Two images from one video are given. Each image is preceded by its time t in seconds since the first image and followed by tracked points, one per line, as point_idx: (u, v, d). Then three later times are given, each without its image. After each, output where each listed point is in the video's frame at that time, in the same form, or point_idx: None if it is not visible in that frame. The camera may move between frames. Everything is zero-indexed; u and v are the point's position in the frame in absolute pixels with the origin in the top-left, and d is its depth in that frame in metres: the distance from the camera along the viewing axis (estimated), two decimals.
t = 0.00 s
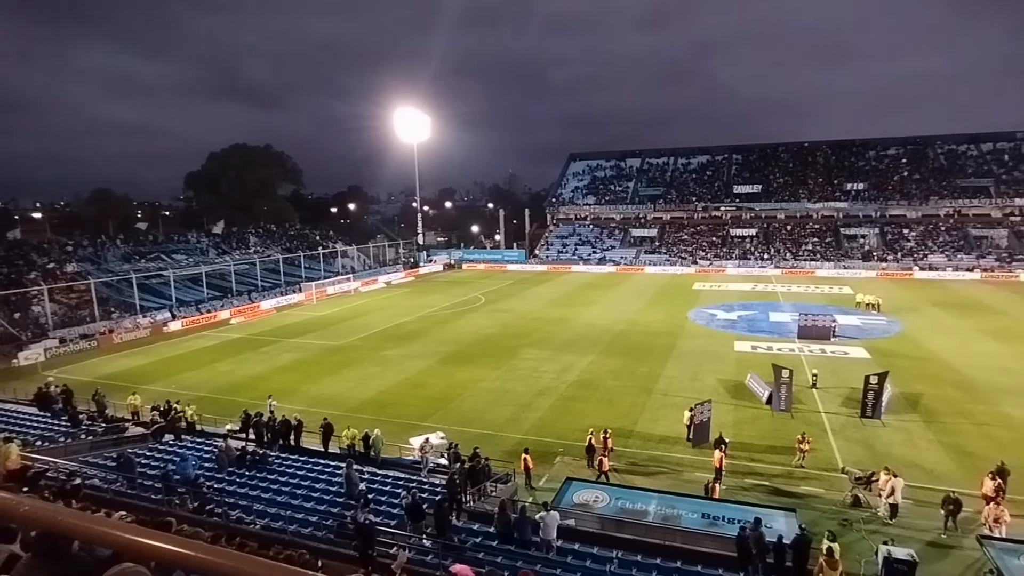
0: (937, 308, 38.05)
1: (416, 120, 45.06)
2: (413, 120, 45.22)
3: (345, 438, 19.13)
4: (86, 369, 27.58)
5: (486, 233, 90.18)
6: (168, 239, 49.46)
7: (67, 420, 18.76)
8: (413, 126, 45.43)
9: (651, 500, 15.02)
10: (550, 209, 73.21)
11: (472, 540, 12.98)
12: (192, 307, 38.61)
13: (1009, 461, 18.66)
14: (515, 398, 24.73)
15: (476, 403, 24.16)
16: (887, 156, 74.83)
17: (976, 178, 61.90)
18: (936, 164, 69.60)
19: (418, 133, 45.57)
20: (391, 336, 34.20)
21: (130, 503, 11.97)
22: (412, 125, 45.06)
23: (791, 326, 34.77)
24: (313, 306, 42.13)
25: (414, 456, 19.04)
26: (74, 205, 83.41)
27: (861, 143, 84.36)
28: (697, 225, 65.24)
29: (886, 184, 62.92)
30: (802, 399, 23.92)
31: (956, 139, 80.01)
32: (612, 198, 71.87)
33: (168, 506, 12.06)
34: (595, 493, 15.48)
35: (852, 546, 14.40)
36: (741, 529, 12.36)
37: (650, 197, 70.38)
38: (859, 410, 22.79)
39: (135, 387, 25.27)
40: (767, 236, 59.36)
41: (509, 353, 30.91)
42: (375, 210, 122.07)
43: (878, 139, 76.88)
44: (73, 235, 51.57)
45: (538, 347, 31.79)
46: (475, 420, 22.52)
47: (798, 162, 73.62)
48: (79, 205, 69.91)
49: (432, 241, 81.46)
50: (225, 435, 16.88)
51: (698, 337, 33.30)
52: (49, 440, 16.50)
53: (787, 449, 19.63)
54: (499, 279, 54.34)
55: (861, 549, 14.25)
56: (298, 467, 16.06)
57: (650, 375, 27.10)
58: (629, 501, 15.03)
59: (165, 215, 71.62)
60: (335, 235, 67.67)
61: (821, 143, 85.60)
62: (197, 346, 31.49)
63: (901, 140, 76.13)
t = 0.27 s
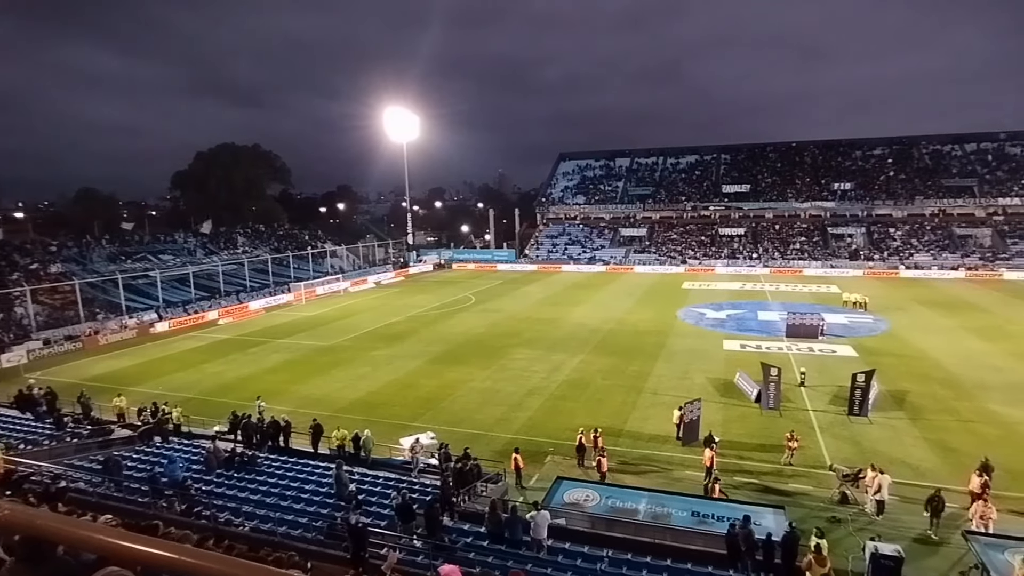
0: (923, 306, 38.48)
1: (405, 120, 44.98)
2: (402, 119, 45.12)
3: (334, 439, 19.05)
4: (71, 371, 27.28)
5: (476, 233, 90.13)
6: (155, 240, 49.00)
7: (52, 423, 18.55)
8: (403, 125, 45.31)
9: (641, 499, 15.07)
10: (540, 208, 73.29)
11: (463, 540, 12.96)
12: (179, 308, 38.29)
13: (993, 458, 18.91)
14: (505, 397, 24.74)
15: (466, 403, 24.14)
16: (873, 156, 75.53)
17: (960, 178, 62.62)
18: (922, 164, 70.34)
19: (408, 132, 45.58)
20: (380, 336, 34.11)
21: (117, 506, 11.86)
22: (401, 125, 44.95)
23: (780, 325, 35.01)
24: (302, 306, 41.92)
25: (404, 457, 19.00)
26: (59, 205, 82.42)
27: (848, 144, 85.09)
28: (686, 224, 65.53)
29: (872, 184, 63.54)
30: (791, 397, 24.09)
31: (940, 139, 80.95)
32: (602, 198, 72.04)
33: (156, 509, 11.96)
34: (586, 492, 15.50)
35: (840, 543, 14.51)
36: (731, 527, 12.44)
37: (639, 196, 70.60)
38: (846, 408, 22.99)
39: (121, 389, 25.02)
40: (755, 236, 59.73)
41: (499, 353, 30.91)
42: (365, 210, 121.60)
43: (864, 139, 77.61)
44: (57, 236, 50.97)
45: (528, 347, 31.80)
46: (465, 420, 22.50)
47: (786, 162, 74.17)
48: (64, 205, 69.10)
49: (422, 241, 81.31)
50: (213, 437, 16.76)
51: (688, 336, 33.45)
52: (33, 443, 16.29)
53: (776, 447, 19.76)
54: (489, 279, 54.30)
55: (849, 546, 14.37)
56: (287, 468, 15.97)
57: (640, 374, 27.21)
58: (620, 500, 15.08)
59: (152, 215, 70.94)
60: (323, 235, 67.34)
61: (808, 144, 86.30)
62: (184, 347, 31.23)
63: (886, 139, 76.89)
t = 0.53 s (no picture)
0: (907, 304, 38.91)
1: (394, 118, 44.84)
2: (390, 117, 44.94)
3: (322, 441, 18.95)
4: (54, 374, 26.93)
5: (465, 233, 90.07)
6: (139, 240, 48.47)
7: (35, 426, 18.29)
8: (391, 125, 45.16)
9: (630, 498, 15.11)
10: (529, 208, 73.35)
11: (452, 540, 12.94)
12: (165, 309, 37.91)
13: (976, 454, 19.16)
14: (495, 397, 24.74)
15: (455, 403, 24.09)
16: (858, 155, 76.29)
17: (943, 178, 63.47)
18: (905, 163, 71.19)
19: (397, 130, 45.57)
20: (369, 337, 33.98)
21: (102, 511, 11.72)
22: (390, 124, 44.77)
23: (767, 324, 35.27)
24: (290, 307, 41.64)
25: (393, 458, 18.94)
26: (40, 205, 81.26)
27: (833, 144, 85.95)
28: (674, 224, 65.85)
29: (857, 184, 64.23)
30: (778, 395, 24.27)
31: (924, 140, 81.99)
32: (591, 197, 72.21)
33: (141, 513, 11.83)
34: (576, 492, 15.52)
35: (827, 539, 14.64)
36: (719, 524, 12.52)
37: (627, 196, 70.84)
38: (833, 405, 23.19)
39: (106, 391, 24.74)
40: (743, 235, 60.19)
41: (488, 353, 30.88)
42: (352, 210, 121.06)
43: (849, 139, 78.34)
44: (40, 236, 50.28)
45: (517, 347, 31.82)
46: (454, 420, 22.48)
47: (772, 162, 74.65)
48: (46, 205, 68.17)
49: (410, 241, 81.02)
50: (200, 439, 16.61)
51: (676, 335, 33.60)
52: (15, 447, 16.06)
53: (764, 445, 19.90)
54: (478, 279, 54.24)
55: (836, 542, 14.51)
56: (275, 470, 15.85)
57: (629, 373, 27.31)
58: (609, 499, 15.11)
59: (136, 215, 70.15)
60: (311, 235, 66.97)
61: (794, 143, 86.96)
62: (170, 349, 30.94)
63: (871, 140, 77.72)
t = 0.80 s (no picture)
0: (892, 303, 39.31)
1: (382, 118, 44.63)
2: (377, 116, 44.73)
3: (310, 441, 18.84)
4: (36, 376, 26.58)
5: (453, 232, 89.93)
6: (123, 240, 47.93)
7: (15, 429, 18.05)
8: (379, 124, 44.95)
9: (619, 497, 15.16)
10: (518, 207, 73.35)
11: (441, 540, 12.92)
12: (149, 309, 37.52)
13: (958, 450, 19.40)
14: (483, 397, 24.72)
15: (444, 403, 24.05)
16: (843, 155, 77.01)
17: (926, 178, 64.23)
18: (890, 163, 71.98)
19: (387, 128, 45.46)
20: (357, 337, 33.83)
21: (85, 514, 11.59)
22: (378, 123, 44.57)
23: (754, 323, 35.52)
24: (277, 307, 41.36)
25: (382, 458, 18.88)
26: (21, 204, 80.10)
27: (818, 144, 86.74)
28: (662, 223, 66.13)
29: (842, 184, 64.85)
30: (765, 393, 24.44)
31: (907, 140, 82.95)
32: (579, 197, 72.33)
33: (125, 516, 11.70)
34: (565, 491, 15.56)
35: (813, 536, 14.77)
36: (707, 522, 12.59)
37: (615, 196, 71.05)
38: (819, 403, 23.38)
39: (89, 393, 24.44)
40: (730, 235, 60.61)
41: (477, 353, 30.84)
42: (340, 209, 120.46)
43: (835, 139, 78.99)
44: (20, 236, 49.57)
45: (506, 346, 31.82)
46: (443, 420, 22.45)
47: (759, 162, 75.17)
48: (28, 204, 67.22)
49: (398, 240, 80.77)
50: (185, 440, 16.46)
51: (664, 334, 33.74)
52: None
53: (751, 443, 20.04)
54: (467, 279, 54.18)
55: (822, 538, 14.63)
56: (262, 472, 15.74)
57: (617, 372, 27.39)
58: (597, 497, 15.14)
59: (120, 214, 69.31)
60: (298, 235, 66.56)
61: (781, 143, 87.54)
62: (154, 350, 30.63)
63: (856, 140, 78.49)
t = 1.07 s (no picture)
0: (874, 302, 39.79)
1: (368, 116, 44.40)
2: (363, 114, 44.50)
3: (295, 442, 18.69)
4: (14, 377, 26.18)
5: (440, 232, 89.73)
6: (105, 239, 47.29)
7: None
8: (366, 123, 44.71)
9: (605, 496, 15.19)
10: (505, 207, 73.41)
11: (428, 541, 12.88)
12: (131, 310, 37.09)
13: (939, 447, 19.66)
14: (471, 397, 24.70)
15: (431, 403, 23.98)
16: (827, 156, 77.88)
17: (908, 180, 65.17)
18: (872, 165, 72.96)
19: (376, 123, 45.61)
20: (343, 337, 33.67)
21: (64, 518, 11.43)
22: (365, 123, 44.38)
23: (739, 322, 35.80)
24: (261, 307, 41.01)
25: (368, 459, 18.80)
26: None
27: (802, 145, 87.63)
28: (649, 223, 66.46)
29: (826, 185, 65.59)
30: (750, 392, 24.62)
31: (890, 142, 84.06)
32: (566, 197, 72.51)
33: (106, 519, 11.56)
34: (552, 490, 15.57)
35: (797, 533, 14.89)
36: (692, 520, 12.66)
37: (602, 196, 71.29)
38: (803, 402, 23.60)
39: (68, 395, 24.09)
40: (716, 235, 61.15)
41: (464, 352, 30.80)
42: (326, 209, 119.72)
43: (819, 141, 79.87)
44: None
45: (492, 346, 31.82)
46: (430, 420, 22.40)
47: (745, 162, 75.75)
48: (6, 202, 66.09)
49: (385, 240, 80.49)
50: (168, 442, 16.28)
51: (650, 333, 33.91)
52: None
53: (737, 442, 20.17)
54: (454, 278, 54.09)
55: (805, 536, 14.76)
56: (247, 473, 15.62)
57: (604, 372, 27.48)
58: (584, 497, 15.16)
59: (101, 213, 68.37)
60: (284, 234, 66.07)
61: (766, 143, 88.26)
62: (137, 350, 30.28)
63: (839, 142, 79.41)
